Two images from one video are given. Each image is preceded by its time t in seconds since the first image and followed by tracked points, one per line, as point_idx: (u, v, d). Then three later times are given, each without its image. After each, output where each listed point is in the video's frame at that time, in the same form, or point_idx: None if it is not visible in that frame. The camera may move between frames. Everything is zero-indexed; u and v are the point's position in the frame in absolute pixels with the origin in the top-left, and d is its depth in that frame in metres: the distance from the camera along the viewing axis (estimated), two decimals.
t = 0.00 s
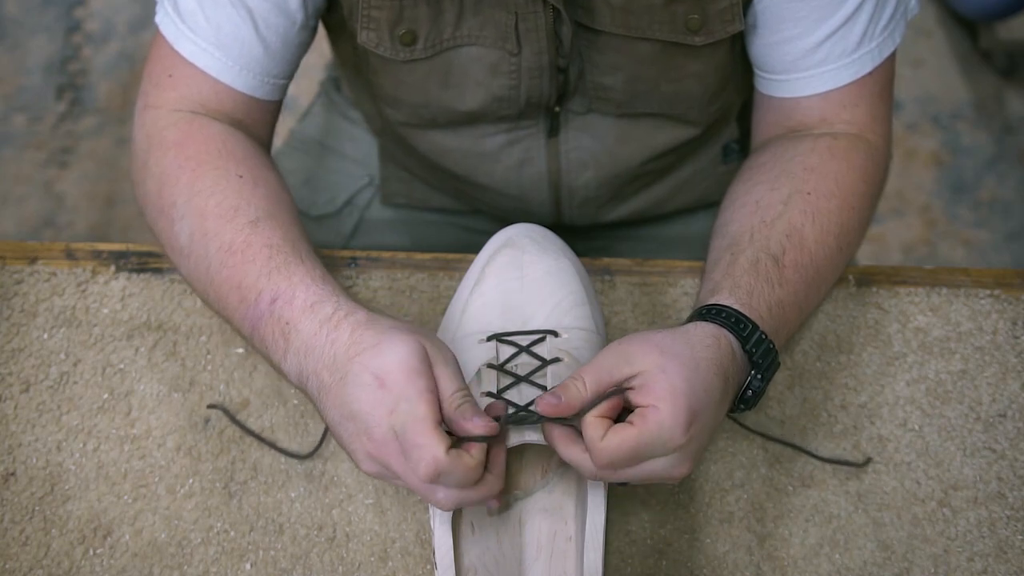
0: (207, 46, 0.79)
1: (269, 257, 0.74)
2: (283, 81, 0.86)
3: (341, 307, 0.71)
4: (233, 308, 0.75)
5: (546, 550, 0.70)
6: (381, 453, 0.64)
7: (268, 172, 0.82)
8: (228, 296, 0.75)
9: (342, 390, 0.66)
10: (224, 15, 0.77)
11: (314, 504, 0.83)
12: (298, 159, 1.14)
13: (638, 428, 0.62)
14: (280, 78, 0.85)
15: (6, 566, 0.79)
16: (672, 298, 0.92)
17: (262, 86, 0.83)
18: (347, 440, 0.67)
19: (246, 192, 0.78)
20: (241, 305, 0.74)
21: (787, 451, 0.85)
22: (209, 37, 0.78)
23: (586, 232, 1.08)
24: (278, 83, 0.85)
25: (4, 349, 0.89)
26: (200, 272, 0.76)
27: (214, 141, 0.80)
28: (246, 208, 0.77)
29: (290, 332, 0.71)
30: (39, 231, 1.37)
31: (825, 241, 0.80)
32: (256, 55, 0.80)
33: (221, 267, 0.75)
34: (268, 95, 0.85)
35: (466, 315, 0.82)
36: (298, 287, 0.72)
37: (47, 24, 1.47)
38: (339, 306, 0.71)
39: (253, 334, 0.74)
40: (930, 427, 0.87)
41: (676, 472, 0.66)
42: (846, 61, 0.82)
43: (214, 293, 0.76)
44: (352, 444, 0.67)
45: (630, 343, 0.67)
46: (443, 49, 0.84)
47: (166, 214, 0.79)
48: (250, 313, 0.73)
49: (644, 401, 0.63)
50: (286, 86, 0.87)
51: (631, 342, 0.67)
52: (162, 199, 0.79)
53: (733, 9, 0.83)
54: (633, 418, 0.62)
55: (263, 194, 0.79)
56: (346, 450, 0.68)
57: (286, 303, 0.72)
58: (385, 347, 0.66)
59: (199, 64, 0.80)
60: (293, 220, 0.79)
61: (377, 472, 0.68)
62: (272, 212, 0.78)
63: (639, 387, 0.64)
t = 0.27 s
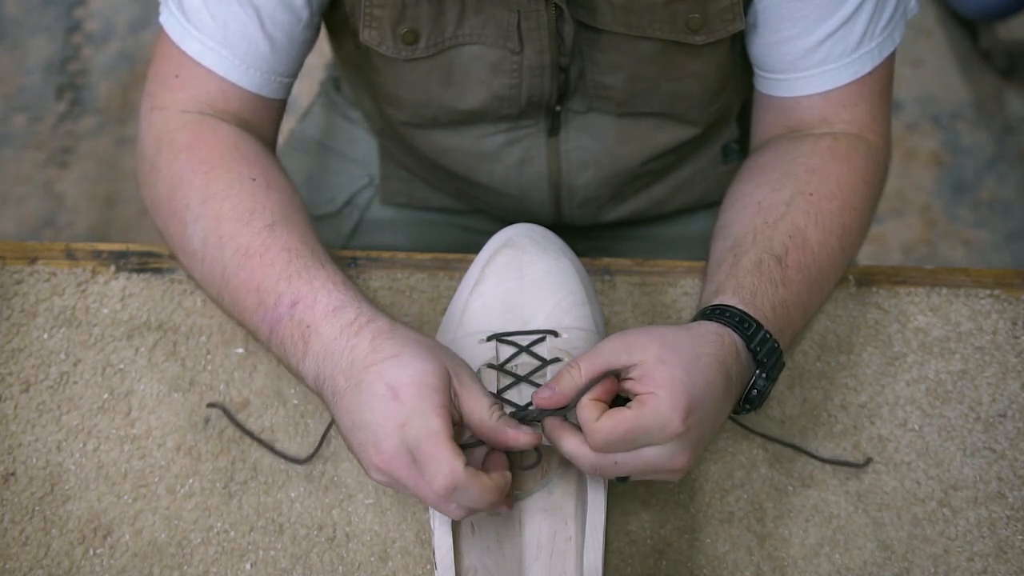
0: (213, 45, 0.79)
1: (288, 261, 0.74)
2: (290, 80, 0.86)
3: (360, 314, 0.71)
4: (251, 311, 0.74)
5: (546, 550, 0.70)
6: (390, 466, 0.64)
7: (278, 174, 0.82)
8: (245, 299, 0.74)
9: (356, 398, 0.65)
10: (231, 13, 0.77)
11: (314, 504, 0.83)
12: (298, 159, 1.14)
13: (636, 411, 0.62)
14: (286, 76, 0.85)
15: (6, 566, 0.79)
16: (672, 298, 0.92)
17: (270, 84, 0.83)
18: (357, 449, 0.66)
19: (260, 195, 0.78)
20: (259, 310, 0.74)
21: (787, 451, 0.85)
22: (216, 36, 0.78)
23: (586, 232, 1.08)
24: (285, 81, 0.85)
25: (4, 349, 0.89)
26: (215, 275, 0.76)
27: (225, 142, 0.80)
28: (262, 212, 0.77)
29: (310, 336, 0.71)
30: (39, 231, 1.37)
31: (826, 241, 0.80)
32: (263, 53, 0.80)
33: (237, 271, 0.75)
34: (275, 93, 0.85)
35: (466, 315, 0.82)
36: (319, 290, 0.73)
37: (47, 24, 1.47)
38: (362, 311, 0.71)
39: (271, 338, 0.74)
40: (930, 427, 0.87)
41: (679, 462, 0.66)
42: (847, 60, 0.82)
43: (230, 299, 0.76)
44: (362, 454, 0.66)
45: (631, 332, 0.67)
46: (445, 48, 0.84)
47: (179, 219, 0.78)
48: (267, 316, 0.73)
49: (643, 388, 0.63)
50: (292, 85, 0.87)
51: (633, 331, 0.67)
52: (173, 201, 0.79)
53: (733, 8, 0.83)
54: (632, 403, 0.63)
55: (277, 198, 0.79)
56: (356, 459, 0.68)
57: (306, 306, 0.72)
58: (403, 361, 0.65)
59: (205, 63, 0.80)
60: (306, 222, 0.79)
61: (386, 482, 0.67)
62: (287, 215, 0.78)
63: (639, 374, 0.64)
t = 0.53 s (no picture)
0: (213, 45, 0.79)
1: (292, 255, 0.74)
2: (289, 80, 0.86)
3: (367, 306, 0.71)
4: (253, 304, 0.74)
5: (546, 550, 0.70)
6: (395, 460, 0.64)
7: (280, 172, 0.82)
8: (248, 293, 0.74)
9: (364, 387, 0.65)
10: (230, 13, 0.77)
11: (314, 504, 0.83)
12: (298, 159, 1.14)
13: (640, 414, 0.62)
14: (286, 77, 0.85)
15: (6, 566, 0.79)
16: (672, 298, 0.92)
17: (269, 84, 0.83)
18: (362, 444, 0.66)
19: (263, 192, 0.78)
20: (262, 302, 0.73)
21: (787, 451, 0.85)
22: (215, 36, 0.78)
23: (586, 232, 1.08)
24: (284, 81, 0.85)
25: (4, 349, 0.89)
26: (218, 271, 0.76)
27: (228, 141, 0.80)
28: (265, 208, 0.77)
29: (315, 328, 0.71)
30: (39, 231, 1.37)
31: (826, 241, 0.80)
32: (262, 53, 0.80)
33: (240, 266, 0.74)
34: (274, 93, 0.85)
35: (466, 315, 0.82)
36: (324, 283, 0.72)
37: (47, 24, 1.47)
38: (367, 303, 0.71)
39: (273, 332, 0.73)
40: (930, 427, 0.87)
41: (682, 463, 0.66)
42: (846, 60, 0.82)
43: (232, 294, 0.76)
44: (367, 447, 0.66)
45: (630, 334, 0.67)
46: (445, 48, 0.84)
47: (182, 216, 0.78)
48: (270, 309, 0.73)
49: (647, 390, 0.63)
50: (291, 85, 0.87)
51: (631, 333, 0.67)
52: (177, 195, 0.79)
53: (733, 8, 0.83)
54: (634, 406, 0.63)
55: (280, 195, 0.79)
56: (359, 450, 0.67)
57: (312, 298, 0.72)
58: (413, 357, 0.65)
59: (205, 63, 0.80)
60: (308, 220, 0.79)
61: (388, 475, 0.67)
62: (290, 212, 0.78)
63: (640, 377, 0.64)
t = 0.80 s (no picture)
0: (207, 45, 0.79)
1: (269, 256, 0.73)
2: (283, 80, 0.86)
3: (341, 307, 0.70)
4: (232, 307, 0.74)
5: (546, 549, 0.70)
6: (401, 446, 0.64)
7: (267, 171, 0.81)
8: (226, 295, 0.74)
9: (360, 385, 0.65)
10: (225, 13, 0.77)
11: (314, 504, 0.83)
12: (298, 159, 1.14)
13: (647, 422, 0.62)
14: (280, 76, 0.85)
15: (6, 566, 0.79)
16: (672, 298, 0.92)
17: (263, 84, 0.83)
18: (365, 441, 0.66)
19: (246, 192, 0.77)
20: (240, 305, 0.73)
21: (787, 451, 0.85)
22: (209, 35, 0.78)
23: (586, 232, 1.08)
24: (279, 81, 0.85)
25: (4, 349, 0.89)
26: (199, 270, 0.76)
27: (215, 139, 0.79)
28: (246, 208, 0.76)
29: (289, 332, 0.70)
30: (39, 231, 1.37)
31: (823, 242, 0.80)
32: (256, 53, 0.80)
33: (218, 267, 0.74)
34: (268, 93, 0.85)
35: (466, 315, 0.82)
36: (297, 285, 0.72)
37: (47, 24, 1.47)
38: (344, 303, 0.71)
39: (251, 333, 0.73)
40: (930, 427, 0.87)
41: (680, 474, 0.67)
42: (846, 59, 0.82)
43: (212, 293, 0.75)
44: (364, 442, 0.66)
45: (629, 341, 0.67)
46: (443, 48, 0.84)
47: (165, 214, 0.78)
48: (247, 312, 0.72)
49: (649, 400, 0.63)
50: (285, 85, 0.87)
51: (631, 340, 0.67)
52: (160, 195, 0.79)
53: (733, 7, 0.83)
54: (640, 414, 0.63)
55: (264, 195, 0.78)
56: (361, 447, 0.68)
57: (284, 302, 0.71)
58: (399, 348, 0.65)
59: (199, 62, 0.79)
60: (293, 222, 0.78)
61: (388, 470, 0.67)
62: (272, 211, 0.77)
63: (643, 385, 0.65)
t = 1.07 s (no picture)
0: (205, 48, 0.78)
1: (267, 259, 0.73)
2: (281, 83, 0.86)
3: (342, 311, 0.70)
4: (233, 311, 0.74)
5: (546, 549, 0.70)
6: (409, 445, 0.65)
7: (263, 174, 0.81)
8: (226, 299, 0.74)
9: (365, 391, 0.66)
10: (223, 16, 0.77)
11: (314, 504, 0.83)
12: (298, 159, 1.14)
13: (639, 429, 0.62)
14: (278, 81, 0.85)
15: (6, 566, 0.79)
16: (672, 299, 0.92)
17: (260, 88, 0.83)
18: (375, 443, 0.66)
19: (244, 195, 0.77)
20: (241, 309, 0.73)
21: (787, 451, 0.85)
22: (207, 39, 0.78)
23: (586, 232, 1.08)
24: (277, 85, 0.85)
25: (4, 349, 0.89)
26: (198, 273, 0.76)
27: (212, 142, 0.79)
28: (243, 211, 0.76)
29: (292, 336, 0.70)
30: (40, 231, 1.37)
31: (822, 241, 0.80)
32: (253, 57, 0.80)
33: (218, 270, 0.74)
34: (266, 97, 0.85)
35: (466, 314, 0.82)
36: (297, 289, 0.72)
37: (47, 24, 1.47)
38: (343, 306, 0.70)
39: (254, 337, 0.73)
40: (930, 427, 0.87)
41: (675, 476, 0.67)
42: (846, 61, 0.82)
43: (213, 296, 0.76)
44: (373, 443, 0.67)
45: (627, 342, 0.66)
46: (443, 51, 0.84)
47: (164, 216, 0.78)
48: (248, 316, 0.72)
49: (645, 403, 0.63)
50: (284, 89, 0.87)
51: (630, 342, 0.67)
52: (160, 200, 0.79)
53: (732, 9, 0.83)
54: (633, 421, 0.63)
55: (261, 197, 0.78)
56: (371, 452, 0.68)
57: (284, 306, 0.71)
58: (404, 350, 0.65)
59: (196, 65, 0.79)
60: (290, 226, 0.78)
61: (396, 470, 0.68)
62: (269, 214, 0.77)
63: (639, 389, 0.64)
